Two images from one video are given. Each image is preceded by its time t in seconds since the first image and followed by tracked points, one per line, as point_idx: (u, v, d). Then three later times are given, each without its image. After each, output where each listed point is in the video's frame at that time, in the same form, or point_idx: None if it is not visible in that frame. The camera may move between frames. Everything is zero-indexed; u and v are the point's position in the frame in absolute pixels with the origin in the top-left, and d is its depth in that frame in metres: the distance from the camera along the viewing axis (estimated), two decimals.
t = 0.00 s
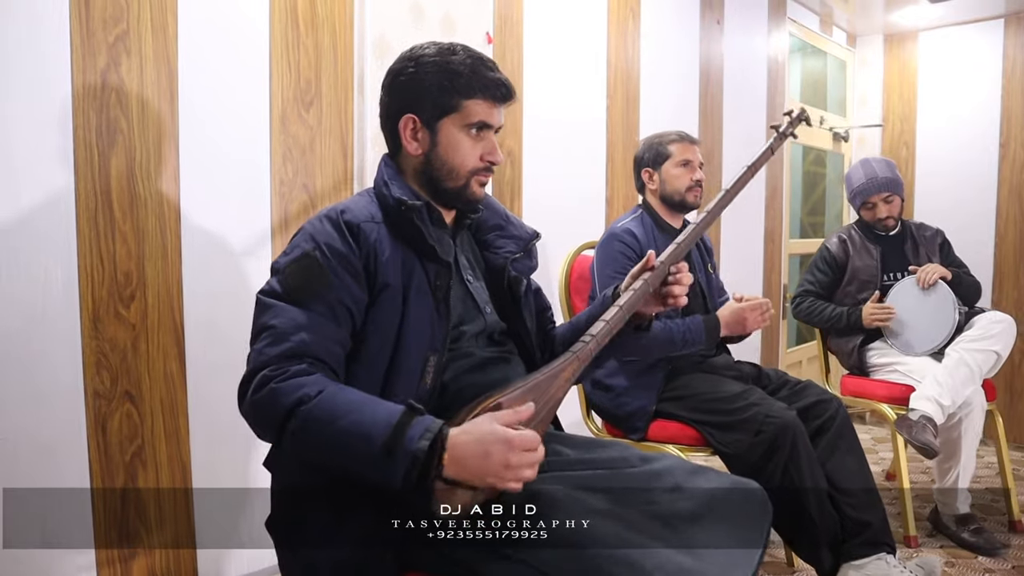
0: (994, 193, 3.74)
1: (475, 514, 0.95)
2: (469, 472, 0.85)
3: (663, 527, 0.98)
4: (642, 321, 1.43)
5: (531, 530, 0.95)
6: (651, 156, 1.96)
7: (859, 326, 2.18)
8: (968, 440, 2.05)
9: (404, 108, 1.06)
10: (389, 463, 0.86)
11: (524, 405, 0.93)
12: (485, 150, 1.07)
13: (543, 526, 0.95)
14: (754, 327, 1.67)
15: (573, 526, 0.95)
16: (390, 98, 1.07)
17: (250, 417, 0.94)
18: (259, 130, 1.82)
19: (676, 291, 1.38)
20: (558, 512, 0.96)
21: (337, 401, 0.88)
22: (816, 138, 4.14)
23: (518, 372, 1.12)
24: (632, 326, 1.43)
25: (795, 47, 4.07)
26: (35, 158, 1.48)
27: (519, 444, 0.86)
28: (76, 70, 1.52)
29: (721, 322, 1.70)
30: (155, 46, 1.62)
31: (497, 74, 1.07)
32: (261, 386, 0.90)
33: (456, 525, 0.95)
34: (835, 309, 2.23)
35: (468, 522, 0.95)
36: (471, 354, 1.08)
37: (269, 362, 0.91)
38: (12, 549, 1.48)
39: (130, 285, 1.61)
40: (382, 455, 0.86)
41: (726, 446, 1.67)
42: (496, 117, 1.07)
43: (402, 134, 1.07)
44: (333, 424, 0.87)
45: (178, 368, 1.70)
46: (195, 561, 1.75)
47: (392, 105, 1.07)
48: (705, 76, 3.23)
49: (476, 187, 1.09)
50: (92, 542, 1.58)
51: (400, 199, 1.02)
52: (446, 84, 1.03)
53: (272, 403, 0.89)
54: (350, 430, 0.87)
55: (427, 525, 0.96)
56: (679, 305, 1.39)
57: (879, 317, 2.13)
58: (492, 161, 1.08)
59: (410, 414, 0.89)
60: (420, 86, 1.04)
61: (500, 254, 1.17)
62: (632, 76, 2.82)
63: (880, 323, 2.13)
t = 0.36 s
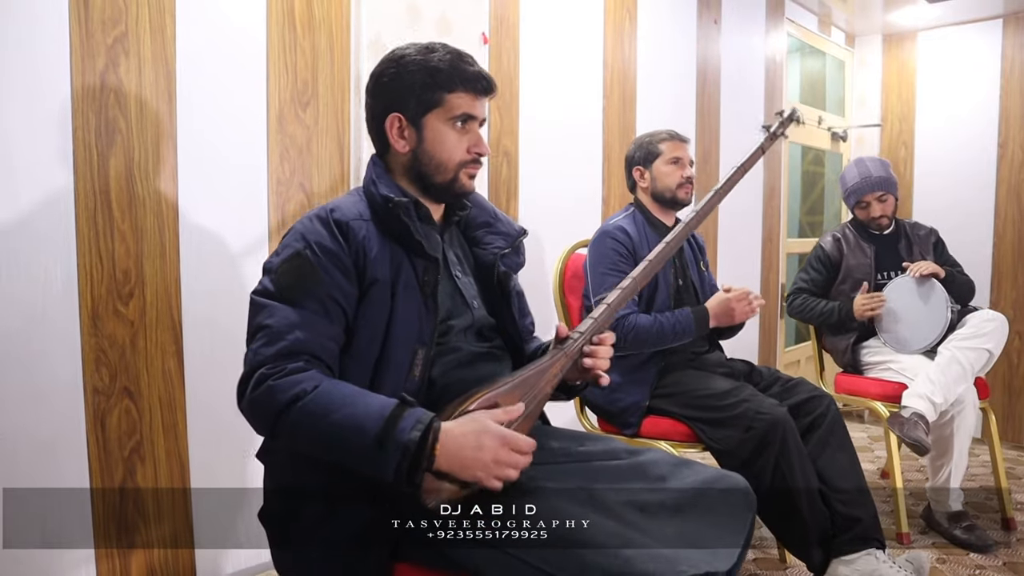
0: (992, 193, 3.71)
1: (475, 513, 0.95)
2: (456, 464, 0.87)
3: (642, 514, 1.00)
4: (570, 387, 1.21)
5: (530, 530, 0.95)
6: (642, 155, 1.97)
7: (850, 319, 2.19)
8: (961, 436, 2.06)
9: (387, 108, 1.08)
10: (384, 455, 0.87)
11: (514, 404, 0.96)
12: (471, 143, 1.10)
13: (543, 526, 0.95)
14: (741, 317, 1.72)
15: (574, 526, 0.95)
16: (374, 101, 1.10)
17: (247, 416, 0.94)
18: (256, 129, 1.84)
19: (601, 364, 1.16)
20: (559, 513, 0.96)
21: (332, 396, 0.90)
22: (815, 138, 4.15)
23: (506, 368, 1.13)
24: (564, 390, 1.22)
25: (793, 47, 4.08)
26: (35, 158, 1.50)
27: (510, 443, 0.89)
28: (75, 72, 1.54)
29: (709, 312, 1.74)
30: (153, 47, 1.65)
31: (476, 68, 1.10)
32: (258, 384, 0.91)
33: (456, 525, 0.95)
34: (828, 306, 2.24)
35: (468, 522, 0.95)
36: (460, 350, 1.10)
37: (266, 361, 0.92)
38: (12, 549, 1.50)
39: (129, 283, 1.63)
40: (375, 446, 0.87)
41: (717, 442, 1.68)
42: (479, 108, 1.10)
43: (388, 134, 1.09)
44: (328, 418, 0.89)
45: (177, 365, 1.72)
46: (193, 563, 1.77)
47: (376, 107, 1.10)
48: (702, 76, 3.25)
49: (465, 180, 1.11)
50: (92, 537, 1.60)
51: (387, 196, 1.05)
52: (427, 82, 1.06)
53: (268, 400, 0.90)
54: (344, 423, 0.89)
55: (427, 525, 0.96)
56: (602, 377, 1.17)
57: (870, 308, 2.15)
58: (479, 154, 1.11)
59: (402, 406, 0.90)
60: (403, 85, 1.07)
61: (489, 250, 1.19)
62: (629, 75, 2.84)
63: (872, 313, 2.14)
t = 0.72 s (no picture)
0: (990, 192, 3.69)
1: (474, 514, 0.96)
2: (436, 457, 0.89)
3: (625, 508, 1.01)
4: (553, 382, 1.23)
5: (530, 530, 0.94)
6: (633, 154, 1.99)
7: (849, 324, 2.21)
8: (952, 433, 2.07)
9: (373, 107, 1.12)
10: (365, 447, 0.89)
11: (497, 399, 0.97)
12: (456, 139, 1.13)
13: (543, 526, 0.94)
14: (734, 314, 1.75)
15: (573, 526, 0.95)
16: (360, 102, 1.14)
17: (232, 404, 0.97)
18: (251, 129, 1.85)
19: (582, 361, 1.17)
20: (558, 513, 0.96)
21: (315, 388, 0.92)
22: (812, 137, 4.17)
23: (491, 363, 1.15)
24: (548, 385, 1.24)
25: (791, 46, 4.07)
26: (32, 157, 1.52)
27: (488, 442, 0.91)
28: (72, 73, 1.56)
29: (702, 310, 1.76)
30: (149, 48, 1.66)
31: (458, 66, 1.14)
32: (243, 374, 0.94)
33: (456, 525, 0.96)
34: (823, 307, 2.25)
35: (468, 522, 0.96)
36: (445, 345, 1.11)
37: (250, 352, 0.94)
38: (13, 549, 1.53)
39: (125, 281, 1.65)
40: (357, 438, 0.89)
41: (707, 438, 1.69)
42: (462, 105, 1.14)
43: (375, 132, 1.13)
44: (311, 410, 0.91)
45: (173, 362, 1.73)
46: (189, 561, 1.79)
47: (362, 107, 1.13)
48: (698, 75, 3.26)
49: (452, 174, 1.15)
50: (89, 534, 1.61)
51: (373, 192, 1.07)
52: (411, 81, 1.10)
53: (253, 390, 0.92)
54: (326, 415, 0.90)
55: (427, 524, 0.97)
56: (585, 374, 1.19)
57: (871, 319, 2.17)
58: (465, 149, 1.15)
59: (384, 400, 0.92)
60: (386, 85, 1.11)
61: (476, 248, 1.20)
62: (624, 75, 2.85)
63: (871, 324, 2.17)
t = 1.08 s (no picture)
0: (984, 191, 3.68)
1: (475, 514, 0.95)
2: (420, 450, 0.91)
3: (606, 501, 1.01)
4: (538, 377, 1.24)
5: (531, 530, 0.94)
6: (624, 152, 2.00)
7: (839, 322, 2.22)
8: (941, 429, 2.08)
9: (361, 106, 1.13)
10: (349, 437, 0.90)
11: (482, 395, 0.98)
12: (443, 138, 1.15)
13: (544, 526, 0.94)
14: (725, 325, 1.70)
15: (573, 526, 0.95)
16: (349, 100, 1.15)
17: (218, 398, 0.98)
18: (244, 128, 1.86)
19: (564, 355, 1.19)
20: (558, 513, 0.95)
21: (300, 380, 0.93)
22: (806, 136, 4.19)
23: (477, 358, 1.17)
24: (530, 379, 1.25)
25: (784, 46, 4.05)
26: (25, 156, 1.53)
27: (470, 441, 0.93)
28: (65, 72, 1.57)
29: (694, 317, 1.74)
30: (142, 47, 1.67)
31: (446, 66, 1.15)
32: (229, 368, 0.95)
33: (456, 525, 0.95)
34: (814, 304, 2.27)
35: (468, 522, 0.94)
36: (431, 340, 1.13)
37: (236, 347, 0.96)
38: (13, 549, 1.54)
39: (118, 278, 1.66)
40: (342, 430, 0.91)
41: (695, 435, 1.70)
42: (449, 105, 1.15)
43: (362, 131, 1.14)
44: (296, 402, 0.92)
45: (165, 359, 1.74)
46: (182, 559, 1.80)
47: (351, 105, 1.15)
48: (692, 75, 3.27)
49: (439, 173, 1.16)
50: (82, 530, 1.62)
51: (358, 190, 1.08)
52: (399, 80, 1.11)
53: (239, 383, 0.94)
54: (311, 406, 0.92)
55: (427, 524, 0.96)
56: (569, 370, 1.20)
57: (860, 316, 2.19)
58: (451, 148, 1.16)
59: (369, 391, 0.93)
60: (374, 84, 1.12)
61: (464, 245, 1.22)
62: (618, 74, 2.86)
63: (860, 322, 2.18)
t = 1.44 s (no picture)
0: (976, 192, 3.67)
1: (475, 514, 0.96)
2: (403, 442, 0.92)
3: (588, 495, 1.02)
4: (530, 363, 1.25)
5: (530, 530, 0.94)
6: (615, 152, 2.02)
7: (829, 313, 2.23)
8: (929, 427, 2.10)
9: (348, 105, 1.15)
10: (330, 433, 0.92)
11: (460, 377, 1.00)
12: (429, 137, 1.16)
13: (543, 526, 0.94)
14: (710, 301, 1.77)
15: (573, 526, 0.95)
16: (336, 100, 1.16)
17: (205, 393, 0.99)
18: (237, 128, 1.88)
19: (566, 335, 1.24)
20: (558, 513, 0.96)
21: (284, 377, 0.94)
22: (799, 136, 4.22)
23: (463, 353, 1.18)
24: (521, 367, 1.25)
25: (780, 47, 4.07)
26: (18, 156, 1.54)
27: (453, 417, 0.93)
28: (58, 72, 1.58)
29: (679, 299, 1.79)
30: (135, 47, 1.69)
31: (433, 67, 1.16)
32: (215, 364, 0.97)
33: (456, 525, 0.96)
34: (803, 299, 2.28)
35: (468, 522, 0.95)
36: (416, 336, 1.14)
37: (222, 343, 0.97)
38: (12, 549, 1.56)
39: (111, 277, 1.67)
40: (323, 426, 0.92)
41: (683, 432, 1.72)
42: (436, 105, 1.16)
43: (349, 130, 1.16)
44: (280, 398, 0.94)
45: (158, 357, 1.75)
46: (175, 558, 1.82)
47: (339, 105, 1.16)
48: (685, 75, 3.28)
49: (425, 172, 1.18)
50: (75, 527, 1.64)
51: (344, 188, 1.09)
52: (386, 80, 1.13)
53: (225, 379, 0.95)
54: (295, 403, 0.93)
55: (427, 524, 0.97)
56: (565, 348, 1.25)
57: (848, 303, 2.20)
58: (437, 148, 1.17)
59: (350, 388, 0.95)
60: (361, 84, 1.13)
61: (450, 243, 1.23)
62: (610, 74, 2.87)
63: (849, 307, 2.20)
